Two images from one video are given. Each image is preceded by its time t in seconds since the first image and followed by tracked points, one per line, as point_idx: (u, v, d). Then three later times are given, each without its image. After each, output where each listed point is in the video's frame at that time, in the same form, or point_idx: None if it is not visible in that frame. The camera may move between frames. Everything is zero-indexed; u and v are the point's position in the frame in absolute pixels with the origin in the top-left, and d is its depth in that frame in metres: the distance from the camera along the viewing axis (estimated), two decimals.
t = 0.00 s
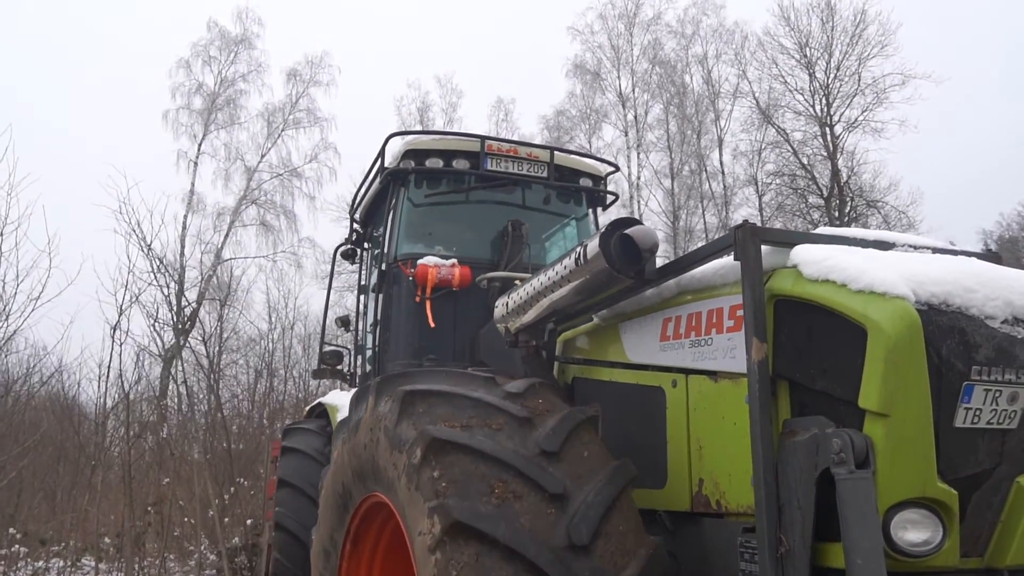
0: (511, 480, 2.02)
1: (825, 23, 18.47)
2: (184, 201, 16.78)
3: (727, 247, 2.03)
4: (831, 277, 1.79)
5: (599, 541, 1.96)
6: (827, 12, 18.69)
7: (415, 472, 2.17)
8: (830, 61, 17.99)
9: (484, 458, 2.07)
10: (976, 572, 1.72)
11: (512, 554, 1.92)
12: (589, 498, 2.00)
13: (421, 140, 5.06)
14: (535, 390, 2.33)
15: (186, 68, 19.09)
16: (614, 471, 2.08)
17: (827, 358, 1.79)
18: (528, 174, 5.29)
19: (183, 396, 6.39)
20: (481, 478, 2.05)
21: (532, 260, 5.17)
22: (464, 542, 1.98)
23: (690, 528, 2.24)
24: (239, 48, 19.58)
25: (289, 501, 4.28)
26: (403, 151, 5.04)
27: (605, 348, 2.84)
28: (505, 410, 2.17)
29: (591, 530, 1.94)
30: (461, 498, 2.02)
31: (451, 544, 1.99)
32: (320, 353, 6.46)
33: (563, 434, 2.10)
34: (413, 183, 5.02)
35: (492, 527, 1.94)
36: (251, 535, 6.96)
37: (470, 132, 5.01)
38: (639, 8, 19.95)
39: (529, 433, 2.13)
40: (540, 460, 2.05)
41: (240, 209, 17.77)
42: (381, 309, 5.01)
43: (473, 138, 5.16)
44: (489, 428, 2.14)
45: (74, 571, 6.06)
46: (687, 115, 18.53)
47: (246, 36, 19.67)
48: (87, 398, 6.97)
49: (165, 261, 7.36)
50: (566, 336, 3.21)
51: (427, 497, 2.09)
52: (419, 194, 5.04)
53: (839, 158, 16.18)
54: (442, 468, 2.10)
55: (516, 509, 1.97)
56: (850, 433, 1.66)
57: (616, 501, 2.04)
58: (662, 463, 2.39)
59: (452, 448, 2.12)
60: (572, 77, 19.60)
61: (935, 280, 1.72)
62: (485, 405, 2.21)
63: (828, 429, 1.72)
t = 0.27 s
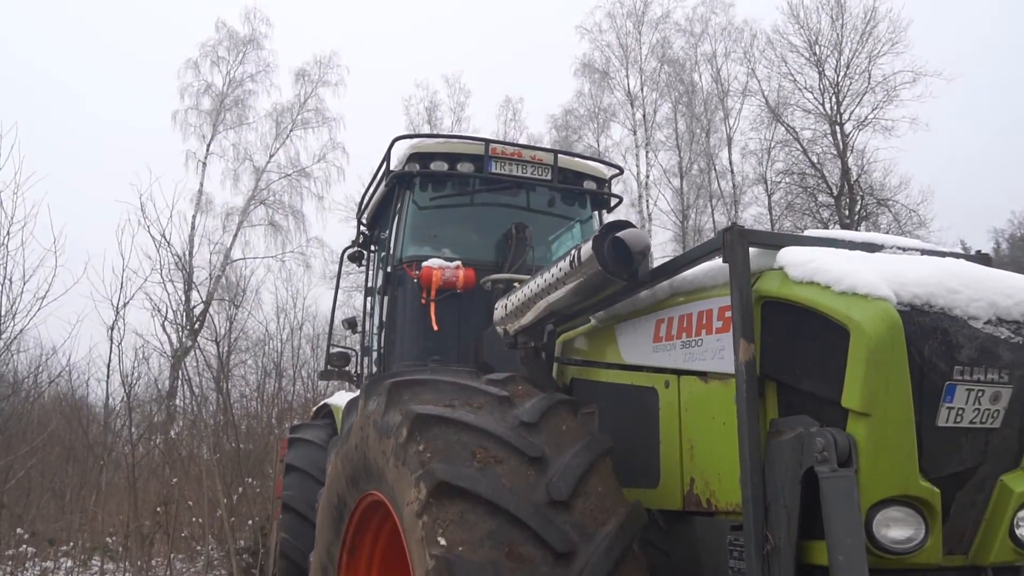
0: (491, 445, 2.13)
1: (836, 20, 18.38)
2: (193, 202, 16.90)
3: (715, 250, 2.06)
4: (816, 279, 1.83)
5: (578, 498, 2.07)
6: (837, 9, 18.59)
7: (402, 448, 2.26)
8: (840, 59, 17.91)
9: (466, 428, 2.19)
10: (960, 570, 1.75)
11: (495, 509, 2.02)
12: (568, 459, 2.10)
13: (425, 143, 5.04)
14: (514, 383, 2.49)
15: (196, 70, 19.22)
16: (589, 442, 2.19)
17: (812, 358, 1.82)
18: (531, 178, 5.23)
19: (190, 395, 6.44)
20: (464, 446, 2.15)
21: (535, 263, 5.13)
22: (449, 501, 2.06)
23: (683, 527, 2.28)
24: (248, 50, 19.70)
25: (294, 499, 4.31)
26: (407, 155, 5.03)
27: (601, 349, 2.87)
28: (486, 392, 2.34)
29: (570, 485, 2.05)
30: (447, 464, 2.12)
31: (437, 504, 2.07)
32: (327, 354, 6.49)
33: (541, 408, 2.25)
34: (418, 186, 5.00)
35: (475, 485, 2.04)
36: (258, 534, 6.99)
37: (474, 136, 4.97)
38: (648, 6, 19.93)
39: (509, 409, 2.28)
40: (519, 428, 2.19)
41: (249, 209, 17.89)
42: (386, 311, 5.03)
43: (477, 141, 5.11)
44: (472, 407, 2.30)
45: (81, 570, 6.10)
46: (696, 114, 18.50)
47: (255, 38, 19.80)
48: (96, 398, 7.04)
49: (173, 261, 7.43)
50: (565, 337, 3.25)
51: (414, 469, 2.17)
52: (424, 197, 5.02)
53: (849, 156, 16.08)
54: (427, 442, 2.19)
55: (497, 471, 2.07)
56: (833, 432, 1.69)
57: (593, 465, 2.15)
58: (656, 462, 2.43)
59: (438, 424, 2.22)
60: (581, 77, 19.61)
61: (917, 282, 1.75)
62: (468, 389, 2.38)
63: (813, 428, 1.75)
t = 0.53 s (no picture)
0: (484, 423, 2.23)
1: (842, 18, 18.33)
2: (198, 202, 16.95)
3: (712, 248, 2.08)
4: (812, 276, 1.84)
5: (568, 469, 2.13)
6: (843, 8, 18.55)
7: (397, 433, 2.37)
8: (847, 57, 17.86)
9: (462, 413, 2.28)
10: (956, 566, 1.75)
11: (489, 478, 2.10)
12: (556, 434, 2.18)
13: (429, 144, 5.05)
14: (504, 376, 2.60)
15: (202, 70, 19.29)
16: (578, 420, 2.26)
17: (806, 354, 1.83)
18: (534, 177, 5.22)
19: (196, 394, 6.46)
20: (457, 423, 2.26)
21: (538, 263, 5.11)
22: (442, 473, 2.16)
23: (682, 525, 2.30)
24: (253, 49, 19.76)
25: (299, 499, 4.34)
26: (410, 155, 5.04)
27: (601, 347, 2.89)
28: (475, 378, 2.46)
29: (560, 457, 2.12)
30: (441, 440, 2.22)
31: (431, 478, 2.16)
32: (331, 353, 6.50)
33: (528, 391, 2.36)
34: (421, 186, 5.00)
35: (468, 456, 2.13)
36: (263, 534, 7.01)
37: (476, 136, 4.97)
38: (653, 5, 19.92)
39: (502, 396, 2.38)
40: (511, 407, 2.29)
41: (255, 209, 17.93)
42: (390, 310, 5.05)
43: (480, 141, 5.12)
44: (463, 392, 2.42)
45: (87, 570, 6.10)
46: (702, 113, 18.48)
47: (260, 37, 19.86)
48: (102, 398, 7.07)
49: (179, 260, 7.47)
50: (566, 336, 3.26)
51: (408, 449, 2.27)
52: (427, 197, 5.02)
53: (855, 155, 16.03)
54: (420, 423, 2.30)
55: (489, 445, 2.16)
56: (828, 427, 1.70)
57: (582, 441, 2.21)
58: (655, 459, 2.44)
59: (430, 406, 2.34)
60: (586, 75, 19.61)
61: (911, 278, 1.77)
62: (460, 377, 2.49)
63: (808, 423, 1.76)
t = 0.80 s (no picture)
0: (484, 412, 2.25)
1: (847, 17, 18.29)
2: (203, 202, 17.00)
3: (717, 246, 2.07)
4: (818, 274, 1.83)
5: (567, 455, 2.13)
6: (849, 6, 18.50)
7: (397, 425, 2.40)
8: (852, 55, 17.82)
9: (466, 410, 2.28)
10: (962, 566, 1.74)
11: (489, 463, 2.11)
12: (555, 422, 2.19)
13: (434, 142, 5.05)
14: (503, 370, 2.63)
15: (207, 70, 19.34)
16: (581, 415, 2.25)
17: (812, 353, 1.82)
18: (539, 176, 5.20)
19: (201, 393, 6.48)
20: (458, 413, 2.28)
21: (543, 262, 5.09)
22: (442, 461, 2.17)
23: (687, 524, 2.29)
24: (258, 49, 19.81)
25: (304, 497, 4.34)
26: (416, 153, 5.04)
27: (606, 346, 2.88)
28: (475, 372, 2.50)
29: (560, 443, 2.12)
30: (441, 427, 2.26)
31: (431, 465, 2.18)
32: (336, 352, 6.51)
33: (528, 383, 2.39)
34: (427, 184, 5.00)
35: (467, 443, 2.15)
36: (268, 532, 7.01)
37: (482, 134, 4.97)
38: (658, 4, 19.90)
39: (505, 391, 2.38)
40: (512, 398, 2.30)
41: (260, 209, 17.98)
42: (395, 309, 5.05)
43: (485, 140, 5.12)
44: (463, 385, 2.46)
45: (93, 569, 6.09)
46: (707, 112, 18.45)
47: (264, 37, 19.91)
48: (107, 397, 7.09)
49: (184, 259, 7.49)
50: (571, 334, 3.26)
51: (409, 439, 2.30)
52: (433, 196, 5.01)
53: (861, 153, 15.99)
54: (420, 414, 2.34)
55: (488, 433, 2.18)
56: (834, 426, 1.68)
57: (581, 429, 2.22)
58: (660, 457, 2.44)
59: (431, 398, 2.37)
60: (591, 74, 19.60)
61: (918, 276, 1.76)
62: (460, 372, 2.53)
63: (813, 422, 1.75)
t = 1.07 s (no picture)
0: (482, 404, 2.26)
1: (853, 14, 18.23)
2: (208, 202, 17.03)
3: (721, 242, 2.06)
4: (822, 270, 1.82)
5: (566, 445, 2.13)
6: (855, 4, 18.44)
7: (397, 419, 2.42)
8: (858, 53, 17.76)
9: (467, 402, 2.28)
10: (968, 564, 1.73)
11: (488, 455, 2.10)
12: (553, 413, 2.19)
13: (438, 141, 5.03)
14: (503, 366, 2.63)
15: (212, 70, 19.38)
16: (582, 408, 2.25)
17: (816, 349, 1.81)
18: (544, 174, 5.19)
19: (205, 391, 6.49)
20: (457, 406, 2.29)
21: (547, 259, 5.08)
22: (440, 450, 2.18)
23: (691, 521, 2.28)
24: (263, 49, 19.84)
25: (308, 497, 4.33)
26: (420, 152, 5.03)
27: (610, 343, 2.87)
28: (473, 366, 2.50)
29: (558, 432, 2.13)
30: (438, 418, 2.27)
31: (431, 455, 2.18)
32: (341, 351, 6.51)
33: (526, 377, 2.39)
34: (431, 183, 4.99)
35: (465, 432, 2.16)
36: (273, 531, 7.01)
37: (486, 132, 4.96)
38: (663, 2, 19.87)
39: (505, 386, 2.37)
40: (512, 392, 2.31)
41: (265, 209, 18.00)
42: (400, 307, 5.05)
43: (489, 138, 5.11)
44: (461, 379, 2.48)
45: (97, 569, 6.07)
46: (713, 110, 18.41)
47: (269, 37, 19.94)
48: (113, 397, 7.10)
49: (189, 258, 7.50)
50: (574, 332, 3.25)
51: (408, 432, 2.31)
52: (437, 194, 5.01)
53: (867, 151, 15.94)
54: (419, 408, 2.35)
55: (487, 424, 2.19)
56: (838, 422, 1.67)
57: (580, 420, 2.22)
58: (663, 455, 2.43)
59: (429, 391, 2.38)
60: (596, 73, 19.57)
61: (924, 273, 1.74)
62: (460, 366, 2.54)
63: (817, 419, 1.74)
